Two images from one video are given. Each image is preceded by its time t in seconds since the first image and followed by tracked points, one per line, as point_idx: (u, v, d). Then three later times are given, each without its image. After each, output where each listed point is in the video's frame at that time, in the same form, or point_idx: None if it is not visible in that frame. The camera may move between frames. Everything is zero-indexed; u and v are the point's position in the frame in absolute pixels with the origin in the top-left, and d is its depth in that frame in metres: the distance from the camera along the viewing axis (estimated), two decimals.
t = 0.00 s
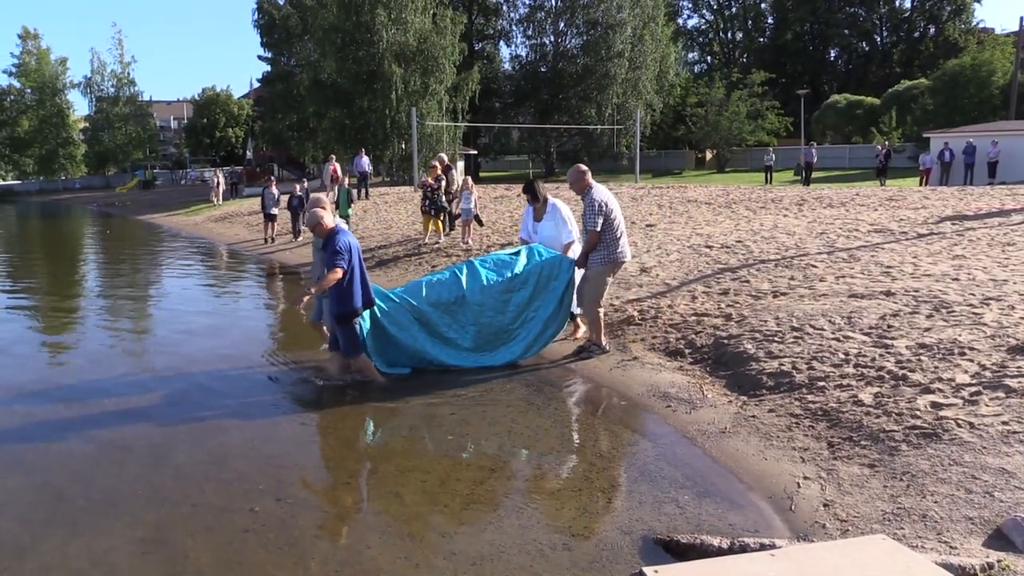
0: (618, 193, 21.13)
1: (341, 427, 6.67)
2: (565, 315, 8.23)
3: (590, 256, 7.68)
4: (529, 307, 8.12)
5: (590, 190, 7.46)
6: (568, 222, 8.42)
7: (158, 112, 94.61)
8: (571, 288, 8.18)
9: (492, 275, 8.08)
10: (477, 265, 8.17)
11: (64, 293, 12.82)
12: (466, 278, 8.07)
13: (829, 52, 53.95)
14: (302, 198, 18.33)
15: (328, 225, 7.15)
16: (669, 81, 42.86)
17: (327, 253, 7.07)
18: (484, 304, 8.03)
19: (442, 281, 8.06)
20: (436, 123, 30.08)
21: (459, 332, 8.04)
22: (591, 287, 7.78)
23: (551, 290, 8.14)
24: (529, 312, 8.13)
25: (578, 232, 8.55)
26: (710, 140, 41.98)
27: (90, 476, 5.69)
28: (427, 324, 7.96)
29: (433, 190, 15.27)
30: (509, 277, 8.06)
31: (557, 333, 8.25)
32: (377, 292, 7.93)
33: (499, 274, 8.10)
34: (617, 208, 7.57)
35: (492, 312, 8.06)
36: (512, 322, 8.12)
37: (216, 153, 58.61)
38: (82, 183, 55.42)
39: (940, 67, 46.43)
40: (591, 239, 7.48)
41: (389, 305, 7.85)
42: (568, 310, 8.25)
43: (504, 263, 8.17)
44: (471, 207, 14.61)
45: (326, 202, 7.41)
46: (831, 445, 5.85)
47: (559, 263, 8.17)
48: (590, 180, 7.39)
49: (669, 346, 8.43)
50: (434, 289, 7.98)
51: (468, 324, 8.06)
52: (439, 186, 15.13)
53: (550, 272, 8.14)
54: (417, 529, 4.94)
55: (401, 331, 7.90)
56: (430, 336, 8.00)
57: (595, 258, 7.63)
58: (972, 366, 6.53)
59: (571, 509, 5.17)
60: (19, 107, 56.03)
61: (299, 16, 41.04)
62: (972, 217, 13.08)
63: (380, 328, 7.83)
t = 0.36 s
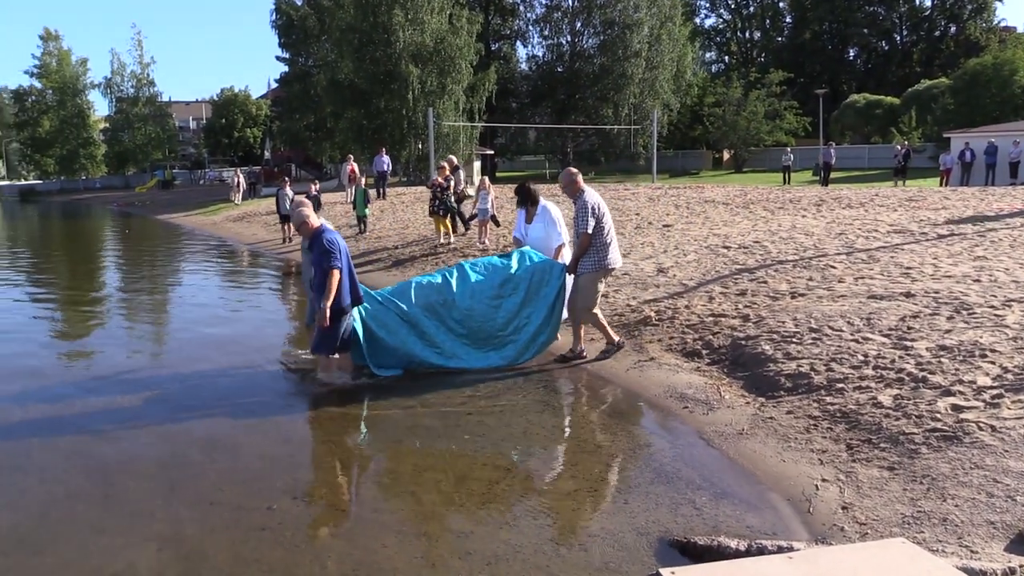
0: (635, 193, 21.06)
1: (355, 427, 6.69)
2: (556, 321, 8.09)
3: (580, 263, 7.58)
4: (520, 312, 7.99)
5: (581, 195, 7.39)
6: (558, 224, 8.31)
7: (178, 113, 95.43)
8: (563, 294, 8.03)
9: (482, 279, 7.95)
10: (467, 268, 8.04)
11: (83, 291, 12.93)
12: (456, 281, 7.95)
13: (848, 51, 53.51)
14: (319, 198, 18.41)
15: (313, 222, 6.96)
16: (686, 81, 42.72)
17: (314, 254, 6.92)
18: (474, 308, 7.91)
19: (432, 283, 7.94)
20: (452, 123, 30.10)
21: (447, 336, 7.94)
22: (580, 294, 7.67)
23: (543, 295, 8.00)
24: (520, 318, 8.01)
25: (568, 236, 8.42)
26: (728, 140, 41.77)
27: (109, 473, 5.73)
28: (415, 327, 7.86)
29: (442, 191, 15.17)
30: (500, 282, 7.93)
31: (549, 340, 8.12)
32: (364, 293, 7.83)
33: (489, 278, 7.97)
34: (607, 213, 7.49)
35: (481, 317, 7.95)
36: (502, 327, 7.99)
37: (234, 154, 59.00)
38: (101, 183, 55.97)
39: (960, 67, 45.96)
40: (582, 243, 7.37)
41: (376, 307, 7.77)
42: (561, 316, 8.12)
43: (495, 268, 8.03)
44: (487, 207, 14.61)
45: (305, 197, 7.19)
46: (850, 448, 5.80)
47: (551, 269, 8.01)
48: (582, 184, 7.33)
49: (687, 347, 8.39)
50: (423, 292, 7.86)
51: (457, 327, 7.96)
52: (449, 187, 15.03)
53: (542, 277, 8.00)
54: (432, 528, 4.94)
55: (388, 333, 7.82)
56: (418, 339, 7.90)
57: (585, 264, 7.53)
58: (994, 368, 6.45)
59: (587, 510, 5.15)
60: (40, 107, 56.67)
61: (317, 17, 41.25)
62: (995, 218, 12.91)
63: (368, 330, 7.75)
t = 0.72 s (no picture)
0: (660, 193, 20.96)
1: (378, 426, 6.71)
2: (551, 324, 7.94)
3: (576, 265, 7.50)
4: (513, 316, 7.87)
5: (580, 198, 7.30)
6: (556, 229, 8.16)
7: (206, 115, 96.54)
8: (559, 297, 7.92)
9: (475, 283, 7.85)
10: (460, 272, 7.95)
11: (113, 291, 13.10)
12: (448, 285, 7.86)
13: (878, 50, 52.86)
14: (345, 200, 18.55)
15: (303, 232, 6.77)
16: (713, 81, 42.46)
17: (306, 264, 6.75)
18: (468, 312, 7.83)
19: (424, 289, 7.87)
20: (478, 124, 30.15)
21: (441, 340, 7.84)
22: (574, 297, 7.60)
23: (537, 298, 7.88)
24: (513, 322, 7.89)
25: (566, 240, 8.29)
26: (755, 141, 41.43)
27: (139, 471, 5.79)
28: (409, 332, 7.79)
29: (463, 193, 15.09)
30: (492, 285, 7.82)
31: (545, 344, 8.00)
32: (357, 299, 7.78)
33: (483, 281, 7.86)
34: (605, 217, 7.42)
35: (475, 320, 7.85)
36: (496, 331, 7.87)
37: (261, 154, 59.58)
38: (132, 183, 56.60)
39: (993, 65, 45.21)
40: (578, 246, 7.27)
41: (368, 312, 7.69)
42: (556, 319, 7.97)
43: (489, 271, 7.92)
44: (514, 208, 14.67)
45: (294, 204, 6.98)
46: (878, 452, 5.73)
47: (544, 272, 7.90)
48: (581, 187, 7.23)
49: (713, 348, 8.33)
50: (416, 297, 7.80)
51: (451, 332, 7.87)
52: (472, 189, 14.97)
53: (536, 280, 7.89)
54: (455, 529, 4.95)
55: (381, 338, 7.75)
56: (411, 343, 7.82)
57: (582, 268, 7.46)
58: None
59: (612, 512, 5.13)
60: (72, 109, 57.58)
61: (344, 19, 41.52)
62: None
63: (361, 336, 7.71)
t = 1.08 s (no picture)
0: (675, 195, 20.92)
1: (390, 428, 6.72)
2: (536, 333, 7.94)
3: (561, 274, 7.42)
4: (499, 323, 7.81)
5: (567, 206, 7.21)
6: (540, 233, 8.19)
7: (224, 118, 97.27)
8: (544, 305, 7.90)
9: (461, 289, 7.75)
10: (445, 278, 7.83)
11: (131, 292, 13.23)
12: (434, 291, 7.75)
13: (896, 51, 52.48)
14: (361, 202, 18.63)
15: (296, 236, 6.80)
16: (729, 82, 42.36)
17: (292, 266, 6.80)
18: (453, 320, 7.73)
19: (409, 295, 7.73)
20: (493, 126, 30.20)
21: (425, 347, 7.72)
22: (559, 305, 7.51)
23: (522, 306, 7.84)
24: (499, 329, 7.82)
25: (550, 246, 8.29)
26: (771, 142, 41.22)
27: (156, 471, 5.85)
28: (393, 339, 7.64)
29: (479, 195, 15.21)
30: (479, 292, 7.74)
31: (528, 353, 7.97)
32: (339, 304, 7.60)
33: (468, 287, 7.78)
34: (591, 227, 7.31)
35: (460, 328, 7.75)
36: (481, 338, 7.79)
37: (278, 156, 59.94)
38: (150, 185, 57.02)
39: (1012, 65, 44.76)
40: (562, 256, 7.22)
41: (352, 318, 7.52)
42: (538, 329, 7.94)
43: (474, 277, 7.85)
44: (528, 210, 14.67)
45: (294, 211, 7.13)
46: (896, 456, 5.68)
47: (531, 279, 7.86)
48: (570, 195, 7.13)
49: (728, 351, 8.30)
50: (402, 303, 7.67)
51: (434, 339, 7.76)
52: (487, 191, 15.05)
53: (522, 287, 7.84)
54: (469, 530, 4.96)
55: (364, 345, 7.58)
56: (395, 351, 7.67)
57: (565, 277, 7.38)
58: None
59: (626, 514, 5.12)
60: (91, 112, 58.15)
61: (360, 22, 41.76)
62: None
63: (344, 343, 7.52)
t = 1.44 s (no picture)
0: (695, 197, 20.86)
1: (407, 430, 6.72)
2: (528, 342, 7.99)
3: (552, 282, 7.46)
4: (491, 334, 7.81)
5: (557, 210, 7.20)
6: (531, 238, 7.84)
7: (245, 120, 98.07)
8: (535, 314, 7.88)
9: (452, 300, 7.71)
10: (435, 287, 7.78)
11: (154, 293, 13.38)
12: (424, 301, 7.71)
13: (919, 52, 51.92)
14: (381, 204, 18.71)
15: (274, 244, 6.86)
16: (750, 84, 42.19)
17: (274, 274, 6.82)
18: (444, 330, 7.75)
19: (399, 305, 7.71)
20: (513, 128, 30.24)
21: (415, 358, 7.75)
22: (555, 315, 7.56)
23: (513, 317, 7.82)
24: (491, 340, 7.83)
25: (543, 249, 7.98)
26: (793, 144, 40.93)
27: (178, 470, 5.89)
28: (382, 350, 7.66)
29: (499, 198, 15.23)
30: (470, 303, 7.71)
31: (519, 363, 8.03)
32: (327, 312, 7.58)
33: (459, 298, 7.73)
34: (580, 232, 7.31)
35: (450, 338, 7.76)
36: (472, 350, 7.79)
37: (299, 159, 60.35)
38: (173, 187, 57.58)
39: None
40: (552, 260, 7.23)
41: (341, 329, 7.53)
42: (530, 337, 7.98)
43: (465, 286, 7.78)
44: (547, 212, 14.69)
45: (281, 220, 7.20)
46: (919, 461, 5.62)
47: (523, 290, 7.79)
48: (560, 199, 7.12)
49: (749, 354, 8.24)
50: (392, 314, 7.66)
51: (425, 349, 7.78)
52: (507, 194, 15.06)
53: (513, 298, 7.78)
54: (488, 532, 4.95)
55: (354, 356, 7.60)
56: (385, 361, 7.69)
57: (556, 284, 7.41)
58: None
59: (647, 518, 5.10)
60: (115, 115, 58.82)
61: (381, 25, 42.01)
62: None
63: (334, 354, 7.53)
